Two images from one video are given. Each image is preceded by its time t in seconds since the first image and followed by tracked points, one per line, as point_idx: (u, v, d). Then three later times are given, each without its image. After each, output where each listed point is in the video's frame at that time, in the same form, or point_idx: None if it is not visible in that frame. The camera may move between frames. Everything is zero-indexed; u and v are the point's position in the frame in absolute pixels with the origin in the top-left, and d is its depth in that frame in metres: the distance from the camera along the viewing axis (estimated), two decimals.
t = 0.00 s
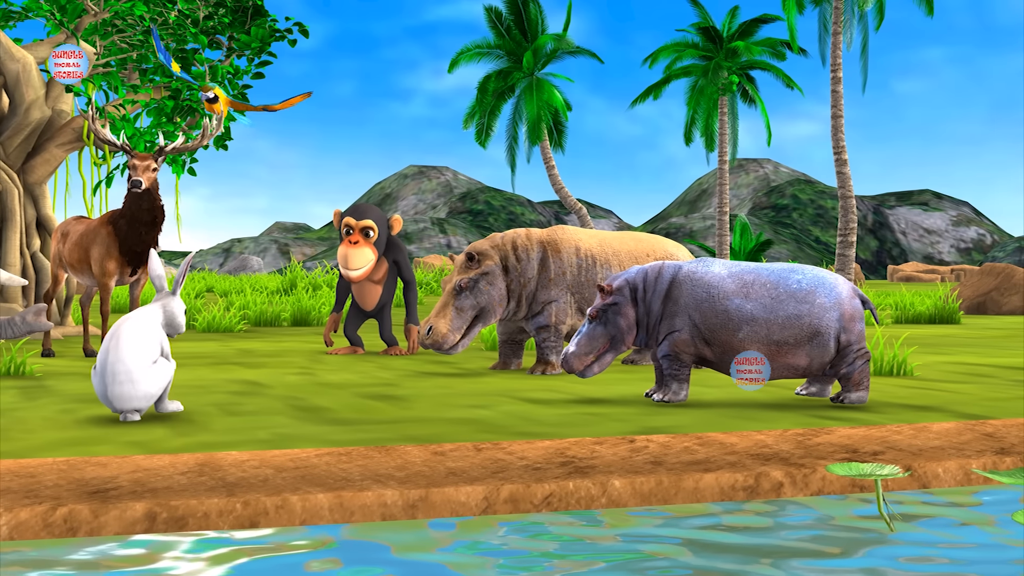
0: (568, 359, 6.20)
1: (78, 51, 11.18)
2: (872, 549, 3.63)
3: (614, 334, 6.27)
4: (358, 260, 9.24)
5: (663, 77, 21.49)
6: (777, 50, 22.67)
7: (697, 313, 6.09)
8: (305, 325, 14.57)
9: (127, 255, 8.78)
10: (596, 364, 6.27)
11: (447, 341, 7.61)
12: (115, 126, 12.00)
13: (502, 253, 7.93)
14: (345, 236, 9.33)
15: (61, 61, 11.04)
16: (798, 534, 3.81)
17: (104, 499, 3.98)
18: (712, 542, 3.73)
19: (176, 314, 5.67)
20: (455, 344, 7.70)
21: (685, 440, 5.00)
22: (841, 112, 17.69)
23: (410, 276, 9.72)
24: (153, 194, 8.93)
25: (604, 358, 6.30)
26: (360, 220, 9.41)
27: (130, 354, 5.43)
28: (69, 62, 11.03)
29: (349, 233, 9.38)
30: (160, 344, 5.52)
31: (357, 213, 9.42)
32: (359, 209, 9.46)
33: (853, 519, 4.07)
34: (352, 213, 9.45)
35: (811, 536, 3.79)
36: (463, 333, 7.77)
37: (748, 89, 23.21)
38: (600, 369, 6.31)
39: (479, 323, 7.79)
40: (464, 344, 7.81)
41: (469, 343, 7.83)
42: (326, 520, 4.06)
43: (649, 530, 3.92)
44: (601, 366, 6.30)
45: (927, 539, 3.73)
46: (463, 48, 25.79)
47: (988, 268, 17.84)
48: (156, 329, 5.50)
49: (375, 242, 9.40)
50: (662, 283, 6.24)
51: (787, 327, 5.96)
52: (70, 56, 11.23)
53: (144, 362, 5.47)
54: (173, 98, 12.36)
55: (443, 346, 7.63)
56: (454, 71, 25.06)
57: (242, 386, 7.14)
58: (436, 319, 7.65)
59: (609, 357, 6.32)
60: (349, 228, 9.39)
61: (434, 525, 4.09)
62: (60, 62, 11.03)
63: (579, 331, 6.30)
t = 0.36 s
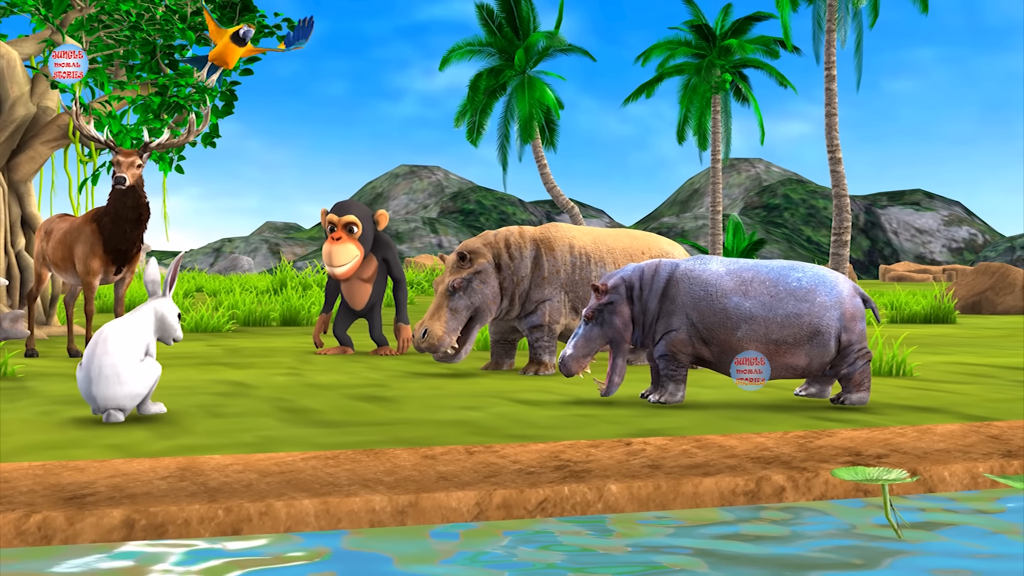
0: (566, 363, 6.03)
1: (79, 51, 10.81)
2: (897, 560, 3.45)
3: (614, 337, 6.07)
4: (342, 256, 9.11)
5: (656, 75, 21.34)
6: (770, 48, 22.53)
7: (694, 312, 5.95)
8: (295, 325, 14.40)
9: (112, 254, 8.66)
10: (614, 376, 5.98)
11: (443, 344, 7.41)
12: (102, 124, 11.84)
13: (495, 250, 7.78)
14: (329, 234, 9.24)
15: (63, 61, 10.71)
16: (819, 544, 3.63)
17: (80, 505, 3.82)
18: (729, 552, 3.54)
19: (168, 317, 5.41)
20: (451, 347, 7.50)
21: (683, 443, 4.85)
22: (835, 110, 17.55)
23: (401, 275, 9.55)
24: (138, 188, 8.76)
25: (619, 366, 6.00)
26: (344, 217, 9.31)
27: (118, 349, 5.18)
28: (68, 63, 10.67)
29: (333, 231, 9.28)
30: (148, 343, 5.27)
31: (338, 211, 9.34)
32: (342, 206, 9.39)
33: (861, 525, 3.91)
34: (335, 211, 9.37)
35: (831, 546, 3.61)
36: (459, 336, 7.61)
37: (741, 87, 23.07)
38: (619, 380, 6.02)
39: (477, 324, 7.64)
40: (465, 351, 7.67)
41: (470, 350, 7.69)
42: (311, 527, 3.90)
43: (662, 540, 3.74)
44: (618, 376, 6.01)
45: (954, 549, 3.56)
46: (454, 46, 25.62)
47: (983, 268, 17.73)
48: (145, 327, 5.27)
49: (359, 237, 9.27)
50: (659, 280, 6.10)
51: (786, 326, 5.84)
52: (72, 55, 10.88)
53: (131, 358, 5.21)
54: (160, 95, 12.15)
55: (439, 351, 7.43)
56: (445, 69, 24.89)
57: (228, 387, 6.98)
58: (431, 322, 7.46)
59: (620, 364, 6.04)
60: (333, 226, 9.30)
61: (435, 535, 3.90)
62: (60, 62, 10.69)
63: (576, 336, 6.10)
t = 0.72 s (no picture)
0: (553, 360, 5.85)
1: (80, 51, 10.42)
2: None
3: (601, 334, 5.90)
4: (320, 252, 8.95)
5: (646, 72, 21.12)
6: (761, 45, 22.33)
7: (691, 311, 5.75)
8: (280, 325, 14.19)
9: (91, 251, 8.48)
10: (581, 367, 5.91)
11: (424, 340, 7.20)
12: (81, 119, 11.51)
13: (483, 248, 7.57)
14: (308, 229, 9.09)
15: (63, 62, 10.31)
16: (846, 558, 3.41)
17: (45, 515, 3.60)
18: (751, 567, 3.33)
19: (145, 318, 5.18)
20: (432, 343, 7.30)
21: (680, 447, 4.65)
22: (827, 107, 17.38)
23: (389, 272, 9.35)
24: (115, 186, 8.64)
25: (591, 359, 5.91)
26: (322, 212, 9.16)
27: (90, 351, 4.94)
28: (68, 64, 10.26)
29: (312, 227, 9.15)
30: (122, 343, 5.03)
31: (317, 205, 9.19)
32: (321, 201, 9.22)
33: (873, 535, 3.71)
34: (314, 206, 9.22)
35: (860, 560, 3.39)
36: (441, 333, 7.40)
37: (732, 85, 22.88)
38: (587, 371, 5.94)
39: (460, 323, 7.42)
40: (442, 344, 7.41)
41: (448, 344, 7.44)
42: (291, 537, 3.69)
43: (677, 554, 3.52)
44: (587, 368, 5.92)
45: (990, 563, 3.35)
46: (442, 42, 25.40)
47: (976, 266, 17.56)
48: (119, 327, 5.03)
49: (339, 232, 9.10)
50: (653, 278, 5.90)
51: (786, 326, 5.65)
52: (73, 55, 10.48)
53: (104, 360, 4.98)
54: (142, 89, 11.71)
55: (419, 346, 7.24)
56: (433, 66, 24.68)
57: (209, 389, 6.76)
58: (413, 318, 7.26)
59: (596, 358, 5.92)
60: (312, 221, 9.15)
61: (435, 549, 3.66)
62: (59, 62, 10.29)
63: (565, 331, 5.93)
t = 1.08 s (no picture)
0: (537, 355, 5.62)
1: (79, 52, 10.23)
2: None
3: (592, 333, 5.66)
4: (302, 249, 8.74)
5: (635, 69, 20.91)
6: (751, 42, 22.14)
7: (686, 309, 5.52)
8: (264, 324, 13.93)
9: (66, 249, 8.24)
10: (582, 374, 5.62)
11: (401, 335, 6.96)
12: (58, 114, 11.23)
13: (470, 245, 7.33)
14: (288, 227, 8.87)
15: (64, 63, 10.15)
16: None
17: (2, 528, 3.35)
18: None
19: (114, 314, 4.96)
20: (409, 339, 7.04)
21: (678, 452, 4.42)
22: (819, 104, 17.19)
23: (374, 269, 9.13)
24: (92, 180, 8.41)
25: (589, 363, 5.62)
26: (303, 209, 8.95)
27: (57, 353, 4.69)
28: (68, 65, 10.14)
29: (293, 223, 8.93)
30: (91, 343, 4.78)
31: (297, 202, 8.96)
32: (302, 197, 8.99)
33: (891, 547, 3.49)
34: (295, 203, 9.00)
35: None
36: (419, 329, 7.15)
37: (722, 82, 22.69)
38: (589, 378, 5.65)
39: (440, 322, 7.17)
40: (419, 341, 7.12)
41: (427, 341, 7.18)
42: (267, 551, 3.45)
43: (692, 572, 3.28)
44: (588, 374, 5.64)
45: None
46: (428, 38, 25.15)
47: (969, 265, 17.39)
48: (87, 326, 4.78)
49: (321, 228, 8.88)
50: (647, 276, 5.67)
51: (787, 325, 5.43)
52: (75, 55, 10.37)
53: (72, 362, 4.74)
54: (120, 83, 11.33)
55: (396, 342, 7.00)
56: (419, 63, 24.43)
57: (187, 390, 6.52)
58: (391, 312, 7.01)
59: (594, 362, 5.65)
60: (292, 218, 8.93)
61: (431, 566, 3.41)
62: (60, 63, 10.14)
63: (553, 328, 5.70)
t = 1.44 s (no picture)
0: (526, 356, 5.25)
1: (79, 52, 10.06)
2: None
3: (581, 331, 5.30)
4: (281, 245, 8.43)
5: (621, 66, 20.64)
6: (738, 38, 21.90)
7: (682, 307, 5.19)
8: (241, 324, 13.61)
9: (33, 244, 8.19)
10: (555, 366, 5.31)
11: (378, 334, 6.70)
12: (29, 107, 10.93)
13: (452, 241, 7.02)
14: (266, 222, 8.55)
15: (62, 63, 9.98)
16: None
17: None
18: None
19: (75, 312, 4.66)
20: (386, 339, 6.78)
21: (678, 460, 4.13)
22: (808, 100, 16.95)
23: (353, 266, 8.83)
24: (59, 175, 8.33)
25: (569, 358, 5.31)
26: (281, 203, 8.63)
27: (11, 355, 4.36)
28: (68, 64, 9.99)
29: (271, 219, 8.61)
30: (48, 345, 4.46)
31: (276, 196, 8.64)
32: (280, 190, 8.67)
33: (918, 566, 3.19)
34: (273, 196, 8.68)
35: None
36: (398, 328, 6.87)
37: (709, 78, 22.45)
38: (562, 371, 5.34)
39: (420, 320, 6.88)
40: (397, 340, 6.87)
41: (405, 342, 6.91)
42: (235, 570, 3.15)
43: None
44: (562, 367, 5.32)
45: None
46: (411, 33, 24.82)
47: (959, 263, 17.18)
48: (43, 325, 4.46)
49: (300, 223, 8.57)
50: (640, 272, 5.32)
51: (789, 324, 5.14)
52: (75, 54, 10.22)
53: (28, 364, 4.41)
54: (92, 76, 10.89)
55: (373, 340, 6.74)
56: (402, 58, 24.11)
57: (157, 392, 6.20)
58: (368, 310, 6.75)
59: (574, 358, 5.32)
60: (271, 213, 8.61)
61: None
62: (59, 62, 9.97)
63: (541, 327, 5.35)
